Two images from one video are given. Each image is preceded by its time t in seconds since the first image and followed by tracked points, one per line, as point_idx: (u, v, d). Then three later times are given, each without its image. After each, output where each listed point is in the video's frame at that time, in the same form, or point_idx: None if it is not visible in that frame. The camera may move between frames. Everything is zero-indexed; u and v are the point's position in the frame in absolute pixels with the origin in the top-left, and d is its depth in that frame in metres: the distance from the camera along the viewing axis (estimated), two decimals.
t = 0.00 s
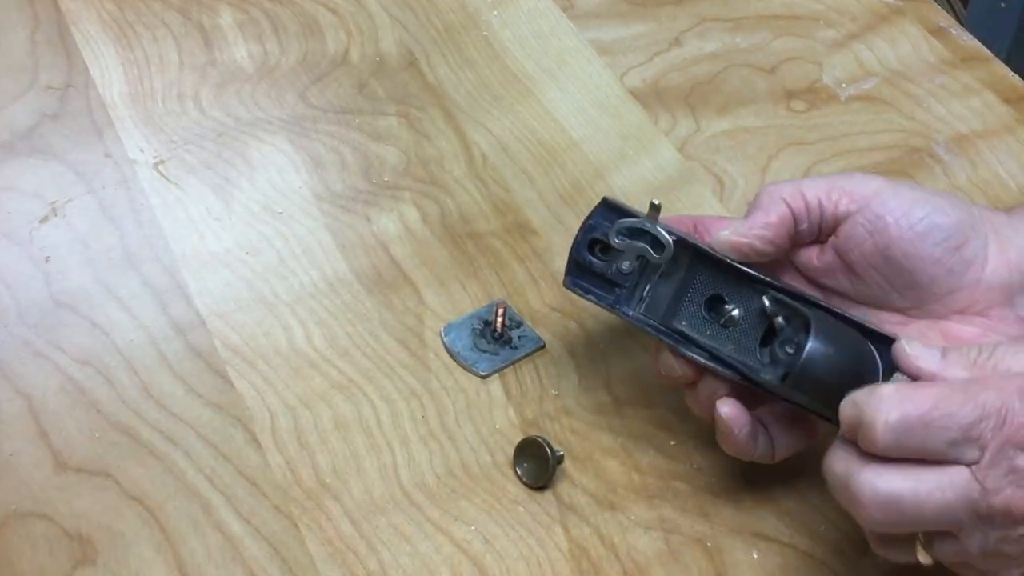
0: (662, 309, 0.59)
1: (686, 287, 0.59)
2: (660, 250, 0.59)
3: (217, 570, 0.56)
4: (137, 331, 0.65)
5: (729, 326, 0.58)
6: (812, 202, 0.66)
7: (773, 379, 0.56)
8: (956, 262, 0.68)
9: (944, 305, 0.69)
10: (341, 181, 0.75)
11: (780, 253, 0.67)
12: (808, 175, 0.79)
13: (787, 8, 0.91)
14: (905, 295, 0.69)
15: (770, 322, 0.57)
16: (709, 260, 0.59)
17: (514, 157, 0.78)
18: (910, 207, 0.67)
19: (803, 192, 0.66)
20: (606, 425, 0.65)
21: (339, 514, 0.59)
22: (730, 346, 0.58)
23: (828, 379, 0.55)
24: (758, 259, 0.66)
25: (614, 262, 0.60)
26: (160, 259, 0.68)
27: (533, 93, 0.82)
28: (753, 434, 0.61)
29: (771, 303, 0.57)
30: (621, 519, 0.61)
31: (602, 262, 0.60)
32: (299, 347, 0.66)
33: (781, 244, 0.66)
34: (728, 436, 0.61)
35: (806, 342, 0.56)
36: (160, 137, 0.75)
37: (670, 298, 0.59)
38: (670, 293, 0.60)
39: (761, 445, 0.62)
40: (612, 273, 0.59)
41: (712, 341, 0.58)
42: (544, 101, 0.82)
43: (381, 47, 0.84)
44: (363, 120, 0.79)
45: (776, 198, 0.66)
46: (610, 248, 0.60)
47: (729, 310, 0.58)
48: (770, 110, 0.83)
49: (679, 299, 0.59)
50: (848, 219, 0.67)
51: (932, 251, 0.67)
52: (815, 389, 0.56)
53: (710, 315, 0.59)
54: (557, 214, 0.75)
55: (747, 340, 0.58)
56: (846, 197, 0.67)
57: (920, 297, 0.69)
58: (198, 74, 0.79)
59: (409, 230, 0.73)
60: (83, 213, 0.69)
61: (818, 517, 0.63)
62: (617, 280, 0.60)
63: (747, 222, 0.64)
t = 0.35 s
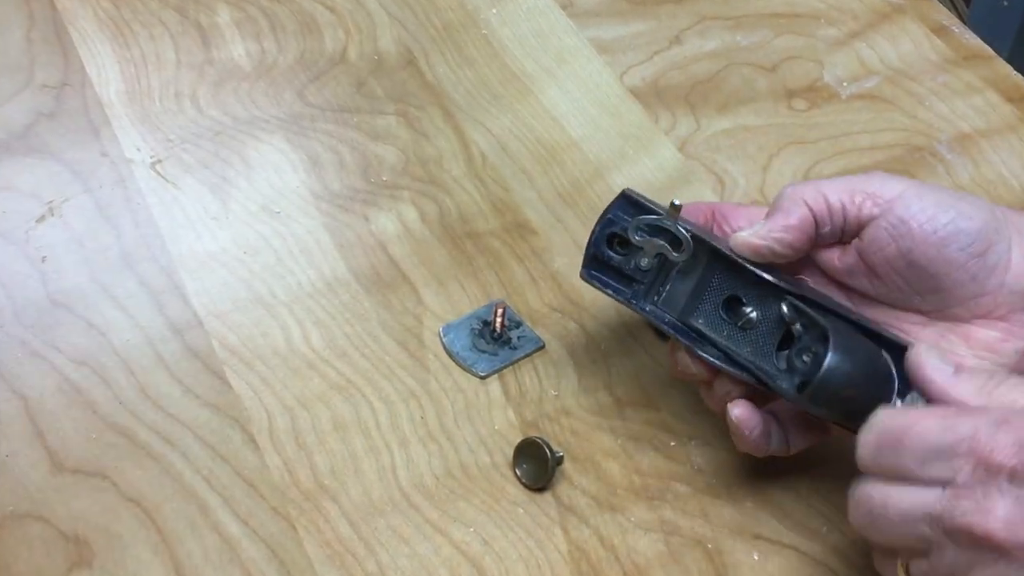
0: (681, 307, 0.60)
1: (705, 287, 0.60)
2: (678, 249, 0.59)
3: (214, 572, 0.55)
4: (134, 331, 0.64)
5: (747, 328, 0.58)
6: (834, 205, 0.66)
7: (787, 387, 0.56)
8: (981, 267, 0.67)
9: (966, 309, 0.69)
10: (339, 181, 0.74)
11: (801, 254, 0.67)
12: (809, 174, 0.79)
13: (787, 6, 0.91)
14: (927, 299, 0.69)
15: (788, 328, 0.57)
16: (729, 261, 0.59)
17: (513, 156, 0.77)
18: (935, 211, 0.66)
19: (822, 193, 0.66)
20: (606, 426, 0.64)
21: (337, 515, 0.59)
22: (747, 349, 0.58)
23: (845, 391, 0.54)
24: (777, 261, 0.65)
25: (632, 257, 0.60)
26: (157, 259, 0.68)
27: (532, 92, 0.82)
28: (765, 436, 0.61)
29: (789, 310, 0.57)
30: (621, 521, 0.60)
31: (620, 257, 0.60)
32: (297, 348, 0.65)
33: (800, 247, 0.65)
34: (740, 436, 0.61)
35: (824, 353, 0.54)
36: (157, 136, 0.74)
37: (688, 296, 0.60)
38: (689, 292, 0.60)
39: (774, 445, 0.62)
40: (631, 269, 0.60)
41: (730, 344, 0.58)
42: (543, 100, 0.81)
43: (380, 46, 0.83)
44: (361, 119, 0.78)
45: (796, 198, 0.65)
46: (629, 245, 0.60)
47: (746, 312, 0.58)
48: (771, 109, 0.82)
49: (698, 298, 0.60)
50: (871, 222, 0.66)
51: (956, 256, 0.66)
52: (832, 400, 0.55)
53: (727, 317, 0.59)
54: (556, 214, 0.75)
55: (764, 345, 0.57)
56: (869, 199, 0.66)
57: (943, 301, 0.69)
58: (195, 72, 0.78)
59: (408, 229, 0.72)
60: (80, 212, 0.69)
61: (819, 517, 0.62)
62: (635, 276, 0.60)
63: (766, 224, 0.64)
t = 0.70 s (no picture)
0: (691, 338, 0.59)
1: (715, 317, 0.59)
2: (688, 279, 0.58)
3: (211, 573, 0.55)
4: (131, 331, 0.64)
5: (758, 359, 0.57)
6: (853, 236, 0.65)
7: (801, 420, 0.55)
8: (1004, 289, 0.67)
9: (987, 329, 0.69)
10: (337, 180, 0.74)
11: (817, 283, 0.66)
12: (811, 173, 0.78)
13: (788, 4, 0.90)
14: (949, 322, 0.68)
15: (801, 360, 0.56)
16: (737, 291, 0.59)
17: (512, 156, 0.77)
18: (955, 235, 0.66)
19: (838, 224, 0.65)
20: (605, 426, 0.64)
21: (335, 516, 0.58)
22: (759, 379, 0.57)
23: (862, 425, 0.53)
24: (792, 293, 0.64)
25: (641, 289, 0.59)
26: (155, 259, 0.67)
27: (532, 91, 0.81)
28: (783, 459, 0.60)
29: (802, 341, 0.56)
30: (621, 522, 0.60)
31: (628, 288, 0.59)
32: (295, 348, 0.65)
33: (817, 278, 0.64)
34: (759, 460, 0.60)
35: (840, 386, 0.54)
36: (154, 136, 0.74)
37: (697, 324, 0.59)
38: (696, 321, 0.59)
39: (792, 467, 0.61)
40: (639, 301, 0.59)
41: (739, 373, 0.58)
42: (543, 99, 0.81)
43: (378, 44, 0.83)
44: (359, 118, 0.78)
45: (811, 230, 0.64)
46: (636, 276, 0.59)
47: (758, 341, 0.58)
48: (771, 108, 0.82)
49: (708, 328, 0.59)
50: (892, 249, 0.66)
51: (980, 278, 0.66)
52: (847, 435, 0.54)
53: (738, 347, 0.58)
54: (556, 214, 0.74)
55: (777, 377, 0.56)
56: (889, 227, 0.65)
57: (965, 322, 0.68)
58: (192, 71, 0.78)
59: (406, 229, 0.72)
60: (76, 212, 0.68)
61: (822, 520, 0.62)
62: (644, 308, 0.59)
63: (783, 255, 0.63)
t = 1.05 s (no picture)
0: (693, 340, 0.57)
1: (716, 318, 0.58)
2: (690, 280, 0.57)
3: None
4: (128, 332, 0.63)
5: (762, 359, 0.56)
6: (861, 240, 0.64)
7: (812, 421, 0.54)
8: (1012, 288, 0.67)
9: (997, 328, 0.69)
10: (335, 179, 0.73)
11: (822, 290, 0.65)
12: (812, 172, 0.78)
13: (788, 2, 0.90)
14: (958, 321, 0.68)
15: (805, 357, 0.55)
16: (740, 290, 0.57)
17: (511, 155, 0.77)
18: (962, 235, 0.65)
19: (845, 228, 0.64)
20: (605, 427, 0.64)
21: (333, 518, 0.58)
22: (764, 381, 0.56)
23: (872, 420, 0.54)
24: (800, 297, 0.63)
25: (642, 290, 0.57)
26: (151, 259, 0.67)
27: (531, 89, 0.81)
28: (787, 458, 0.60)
29: (807, 339, 0.55)
30: (621, 524, 0.59)
31: (630, 290, 0.57)
32: (293, 349, 0.64)
33: (821, 283, 0.63)
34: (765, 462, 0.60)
35: (845, 384, 0.54)
36: (151, 135, 0.73)
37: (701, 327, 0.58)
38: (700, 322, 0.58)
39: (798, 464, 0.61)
40: (642, 302, 0.57)
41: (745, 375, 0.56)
42: (542, 97, 0.80)
43: (377, 43, 0.82)
44: (357, 116, 0.77)
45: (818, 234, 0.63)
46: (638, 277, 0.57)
47: (762, 343, 0.56)
48: (772, 107, 0.82)
49: (711, 330, 0.57)
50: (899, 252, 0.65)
51: (988, 277, 0.66)
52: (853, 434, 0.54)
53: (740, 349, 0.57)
54: (555, 213, 0.74)
55: (780, 377, 0.56)
56: (896, 229, 0.65)
57: (975, 321, 0.68)
58: (189, 70, 0.78)
59: (405, 229, 0.71)
60: (73, 211, 0.68)
61: (822, 521, 0.62)
62: (645, 309, 0.58)
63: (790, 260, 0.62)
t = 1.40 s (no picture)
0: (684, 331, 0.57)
1: (708, 306, 0.57)
2: (677, 268, 0.57)
3: None
4: (124, 332, 0.63)
5: (759, 345, 0.56)
6: (854, 221, 0.64)
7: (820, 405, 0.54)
8: (1007, 266, 0.66)
9: (993, 306, 0.68)
10: (333, 178, 0.73)
11: (816, 274, 0.65)
12: (813, 171, 0.77)
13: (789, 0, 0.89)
14: (953, 300, 0.67)
15: (806, 340, 0.55)
16: (728, 275, 0.57)
17: (511, 154, 0.76)
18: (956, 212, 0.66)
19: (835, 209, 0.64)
20: (605, 428, 0.63)
21: (332, 519, 0.57)
22: (762, 367, 0.56)
23: (889, 393, 0.53)
24: (793, 280, 0.62)
25: (629, 281, 0.57)
26: (149, 258, 0.66)
27: (530, 88, 0.80)
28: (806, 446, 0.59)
29: (807, 321, 0.55)
30: (621, 525, 0.59)
31: (615, 283, 0.57)
32: (291, 349, 0.64)
33: (816, 266, 0.63)
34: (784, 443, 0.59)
35: (852, 365, 0.54)
36: (148, 133, 0.73)
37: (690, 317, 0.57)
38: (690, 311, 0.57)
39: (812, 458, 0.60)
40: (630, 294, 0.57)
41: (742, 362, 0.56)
42: (542, 96, 0.80)
43: (376, 41, 0.82)
44: (356, 115, 0.77)
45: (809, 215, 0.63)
46: (622, 270, 0.57)
47: (757, 328, 0.56)
48: (773, 106, 0.81)
49: (702, 316, 0.57)
50: (894, 231, 0.65)
51: (986, 253, 0.66)
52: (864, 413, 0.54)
53: (736, 335, 0.57)
54: (555, 213, 0.73)
55: (778, 362, 0.56)
56: (889, 209, 0.65)
57: (971, 300, 0.67)
58: (187, 68, 0.77)
59: (404, 228, 0.71)
60: (69, 210, 0.68)
61: (823, 521, 0.61)
62: (632, 301, 0.57)
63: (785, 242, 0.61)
